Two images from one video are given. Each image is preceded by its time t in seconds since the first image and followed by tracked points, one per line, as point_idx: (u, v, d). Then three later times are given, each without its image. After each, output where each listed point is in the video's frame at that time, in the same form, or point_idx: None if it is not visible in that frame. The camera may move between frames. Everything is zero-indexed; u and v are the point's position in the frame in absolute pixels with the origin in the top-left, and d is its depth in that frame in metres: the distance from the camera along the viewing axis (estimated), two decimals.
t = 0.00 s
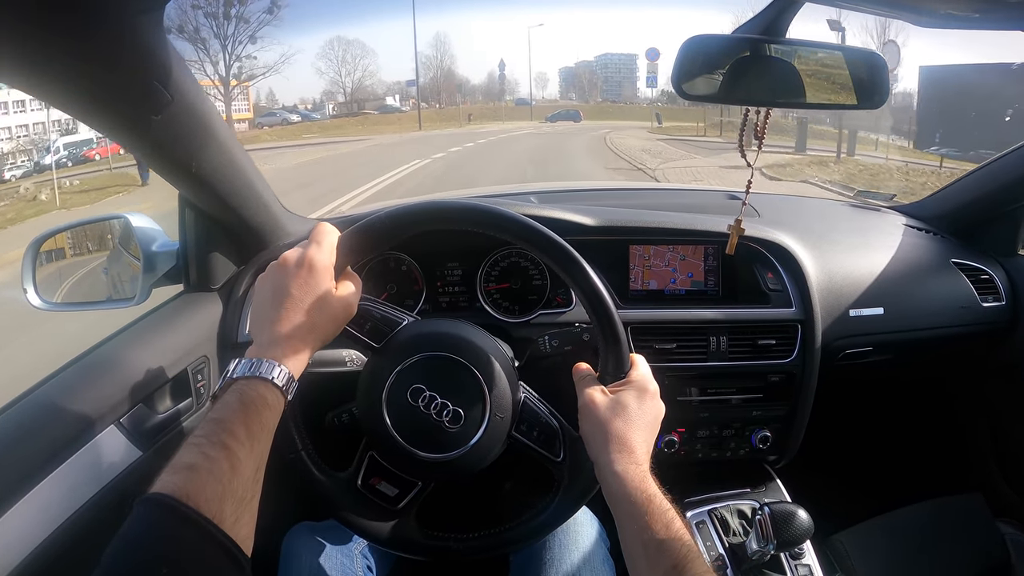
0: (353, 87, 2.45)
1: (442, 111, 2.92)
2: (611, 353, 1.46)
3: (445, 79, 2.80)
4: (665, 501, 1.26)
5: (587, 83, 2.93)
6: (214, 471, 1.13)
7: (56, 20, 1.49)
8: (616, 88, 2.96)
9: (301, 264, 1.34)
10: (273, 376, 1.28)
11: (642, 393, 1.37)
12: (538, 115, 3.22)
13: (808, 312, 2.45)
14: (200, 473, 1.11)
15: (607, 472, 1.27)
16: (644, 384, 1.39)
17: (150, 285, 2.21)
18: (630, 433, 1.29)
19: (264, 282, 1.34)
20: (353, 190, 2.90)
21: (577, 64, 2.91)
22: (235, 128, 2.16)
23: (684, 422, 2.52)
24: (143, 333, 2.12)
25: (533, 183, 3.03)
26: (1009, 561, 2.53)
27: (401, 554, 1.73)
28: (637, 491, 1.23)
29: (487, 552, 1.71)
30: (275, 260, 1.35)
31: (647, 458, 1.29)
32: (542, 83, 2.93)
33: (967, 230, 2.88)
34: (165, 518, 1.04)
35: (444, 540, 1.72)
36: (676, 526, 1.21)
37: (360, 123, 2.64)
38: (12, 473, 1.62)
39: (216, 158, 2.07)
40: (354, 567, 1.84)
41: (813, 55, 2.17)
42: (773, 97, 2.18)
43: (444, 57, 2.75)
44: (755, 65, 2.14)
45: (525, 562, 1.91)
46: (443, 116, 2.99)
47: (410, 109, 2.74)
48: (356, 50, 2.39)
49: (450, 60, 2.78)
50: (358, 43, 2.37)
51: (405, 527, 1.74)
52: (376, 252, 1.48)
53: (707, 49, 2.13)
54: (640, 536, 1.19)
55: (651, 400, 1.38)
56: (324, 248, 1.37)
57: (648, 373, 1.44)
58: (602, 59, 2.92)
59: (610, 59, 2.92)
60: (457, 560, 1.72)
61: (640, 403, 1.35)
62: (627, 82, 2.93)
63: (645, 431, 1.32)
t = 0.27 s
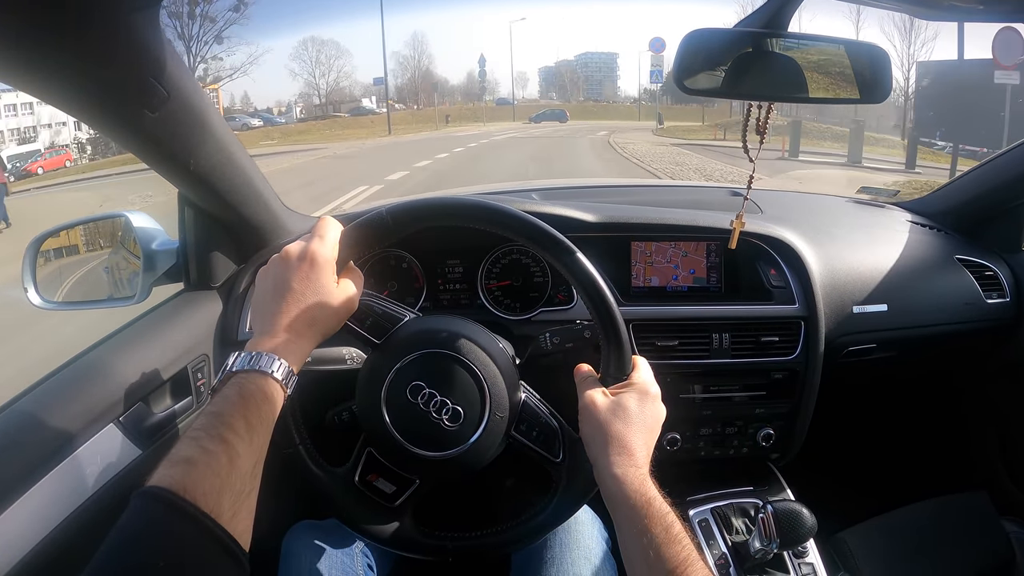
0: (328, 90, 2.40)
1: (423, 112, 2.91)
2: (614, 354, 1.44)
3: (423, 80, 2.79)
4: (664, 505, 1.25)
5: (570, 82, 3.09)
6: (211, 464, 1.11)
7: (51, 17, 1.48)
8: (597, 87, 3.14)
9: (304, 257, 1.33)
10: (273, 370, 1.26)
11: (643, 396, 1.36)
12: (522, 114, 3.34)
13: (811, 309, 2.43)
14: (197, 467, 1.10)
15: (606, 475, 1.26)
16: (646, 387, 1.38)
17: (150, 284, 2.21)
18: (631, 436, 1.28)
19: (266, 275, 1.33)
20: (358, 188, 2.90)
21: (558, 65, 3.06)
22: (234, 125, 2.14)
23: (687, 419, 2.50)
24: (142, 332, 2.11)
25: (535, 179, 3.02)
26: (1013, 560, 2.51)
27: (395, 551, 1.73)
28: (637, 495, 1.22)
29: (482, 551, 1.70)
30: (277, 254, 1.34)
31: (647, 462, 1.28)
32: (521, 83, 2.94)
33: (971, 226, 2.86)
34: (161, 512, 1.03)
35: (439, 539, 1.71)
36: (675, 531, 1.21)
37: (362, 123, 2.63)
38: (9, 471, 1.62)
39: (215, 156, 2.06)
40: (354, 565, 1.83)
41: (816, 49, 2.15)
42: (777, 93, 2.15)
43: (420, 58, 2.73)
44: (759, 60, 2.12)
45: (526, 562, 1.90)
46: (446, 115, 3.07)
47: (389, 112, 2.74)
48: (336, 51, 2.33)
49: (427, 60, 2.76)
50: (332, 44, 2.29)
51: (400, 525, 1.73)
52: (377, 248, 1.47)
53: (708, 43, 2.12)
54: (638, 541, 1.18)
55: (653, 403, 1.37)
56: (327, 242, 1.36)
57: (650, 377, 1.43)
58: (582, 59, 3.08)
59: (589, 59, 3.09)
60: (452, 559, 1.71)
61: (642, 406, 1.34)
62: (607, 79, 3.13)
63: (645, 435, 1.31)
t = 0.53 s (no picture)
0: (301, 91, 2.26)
1: (400, 115, 2.68)
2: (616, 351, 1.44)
3: (401, 81, 2.52)
4: (666, 503, 1.25)
5: (552, 82, 2.80)
6: (208, 462, 1.11)
7: (49, 10, 1.47)
8: (577, 89, 2.87)
9: (302, 255, 1.32)
10: (272, 369, 1.25)
11: (645, 393, 1.35)
12: (502, 116, 3.08)
13: (814, 307, 2.43)
14: (194, 465, 1.10)
15: (608, 472, 1.25)
16: (648, 384, 1.37)
17: (151, 281, 2.20)
18: (632, 433, 1.27)
19: (265, 274, 1.32)
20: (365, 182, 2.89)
21: (538, 64, 2.78)
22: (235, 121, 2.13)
23: (688, 418, 2.49)
24: (142, 329, 2.10)
25: (536, 177, 3.01)
26: (1015, 560, 2.49)
27: (395, 549, 1.73)
28: (639, 493, 1.21)
29: (483, 549, 1.69)
30: (276, 252, 1.34)
31: (649, 459, 1.27)
32: (502, 83, 2.76)
33: (975, 224, 2.85)
34: (156, 510, 1.02)
35: (439, 537, 1.70)
36: (676, 529, 1.20)
37: (364, 123, 2.61)
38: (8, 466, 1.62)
39: (215, 153, 2.05)
40: (355, 561, 1.83)
41: (818, 46, 2.15)
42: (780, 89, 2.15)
43: (398, 57, 2.47)
44: (762, 56, 2.11)
45: (526, 560, 1.89)
46: (430, 124, 2.95)
47: (363, 114, 2.53)
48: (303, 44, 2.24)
49: (405, 60, 2.50)
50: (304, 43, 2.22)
51: (400, 523, 1.72)
52: (377, 245, 1.46)
53: (711, 39, 2.11)
54: (640, 539, 1.17)
55: (654, 400, 1.36)
56: (325, 240, 1.36)
57: (651, 374, 1.42)
58: (562, 59, 2.82)
59: (569, 59, 2.82)
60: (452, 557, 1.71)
61: (644, 402, 1.33)
62: (588, 79, 2.85)
63: (646, 432, 1.30)
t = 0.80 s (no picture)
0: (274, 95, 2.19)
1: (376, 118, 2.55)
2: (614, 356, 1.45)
3: (380, 85, 2.47)
4: (663, 506, 1.26)
5: (531, 83, 2.79)
6: (210, 468, 1.13)
7: (53, 21, 1.49)
8: (557, 89, 2.89)
9: (302, 264, 1.34)
10: (273, 376, 1.26)
11: (642, 397, 1.37)
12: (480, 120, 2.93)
13: (814, 312, 2.44)
14: (196, 471, 1.11)
15: (605, 476, 1.26)
16: (645, 388, 1.38)
17: (154, 288, 2.21)
18: (630, 436, 1.28)
19: (265, 283, 1.34)
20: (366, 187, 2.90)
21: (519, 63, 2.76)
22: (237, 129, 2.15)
23: (689, 423, 2.50)
24: (146, 336, 2.12)
25: (536, 183, 3.02)
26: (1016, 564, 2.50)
27: (396, 553, 1.74)
28: (636, 496, 1.22)
29: (483, 553, 1.70)
30: (276, 261, 1.35)
31: (646, 463, 1.28)
32: (482, 84, 2.72)
33: (974, 228, 2.85)
34: (158, 516, 1.04)
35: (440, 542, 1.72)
36: (674, 531, 1.21)
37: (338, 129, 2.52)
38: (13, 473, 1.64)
39: (217, 161, 2.07)
40: (356, 566, 1.84)
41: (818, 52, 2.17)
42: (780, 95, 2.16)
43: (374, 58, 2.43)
44: (761, 62, 2.12)
45: (526, 565, 1.90)
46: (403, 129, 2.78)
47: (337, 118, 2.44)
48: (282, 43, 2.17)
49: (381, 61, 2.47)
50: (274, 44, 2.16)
51: (401, 528, 1.74)
52: (377, 252, 1.48)
53: (711, 45, 2.11)
54: (637, 541, 1.18)
55: (652, 404, 1.37)
56: (324, 249, 1.38)
57: (649, 378, 1.43)
58: (541, 59, 2.85)
59: (548, 59, 2.87)
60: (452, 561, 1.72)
61: (641, 406, 1.35)
62: (568, 80, 2.87)
63: (644, 436, 1.32)
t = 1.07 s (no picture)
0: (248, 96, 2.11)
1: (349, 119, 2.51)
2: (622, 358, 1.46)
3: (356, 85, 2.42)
4: (671, 506, 1.27)
5: (512, 82, 2.68)
6: (223, 470, 1.14)
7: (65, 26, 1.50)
8: (537, 88, 2.78)
9: (312, 267, 1.36)
10: (284, 378, 1.27)
11: (650, 398, 1.38)
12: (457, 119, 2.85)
13: (818, 315, 2.45)
14: (209, 473, 1.13)
15: (613, 477, 1.28)
16: (653, 390, 1.39)
17: (162, 289, 2.20)
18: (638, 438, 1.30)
19: (276, 285, 1.36)
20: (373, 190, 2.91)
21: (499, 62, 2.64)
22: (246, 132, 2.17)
23: (694, 424, 2.51)
24: (154, 338, 2.14)
25: (541, 185, 3.04)
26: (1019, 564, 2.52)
27: (405, 554, 1.76)
28: (645, 497, 1.23)
29: (491, 554, 1.72)
30: (287, 264, 1.37)
31: (654, 464, 1.30)
32: (459, 83, 2.61)
33: (977, 230, 2.87)
34: (173, 518, 1.06)
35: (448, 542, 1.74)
36: (681, 531, 1.22)
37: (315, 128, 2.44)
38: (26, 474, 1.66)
39: (226, 163, 2.08)
40: (365, 566, 1.86)
41: (821, 55, 2.19)
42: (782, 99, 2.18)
43: (349, 57, 2.36)
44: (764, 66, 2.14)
45: (533, 565, 1.92)
46: (370, 133, 2.73)
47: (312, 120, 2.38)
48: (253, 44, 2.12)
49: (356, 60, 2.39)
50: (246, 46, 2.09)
51: (410, 529, 1.75)
52: (387, 255, 1.49)
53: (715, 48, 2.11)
54: (646, 542, 1.20)
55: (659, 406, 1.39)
56: (334, 251, 1.39)
57: (655, 379, 1.44)
58: (520, 58, 2.72)
59: (529, 57, 2.73)
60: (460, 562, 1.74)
61: (649, 408, 1.36)
62: (548, 80, 2.75)
63: (651, 437, 1.33)
